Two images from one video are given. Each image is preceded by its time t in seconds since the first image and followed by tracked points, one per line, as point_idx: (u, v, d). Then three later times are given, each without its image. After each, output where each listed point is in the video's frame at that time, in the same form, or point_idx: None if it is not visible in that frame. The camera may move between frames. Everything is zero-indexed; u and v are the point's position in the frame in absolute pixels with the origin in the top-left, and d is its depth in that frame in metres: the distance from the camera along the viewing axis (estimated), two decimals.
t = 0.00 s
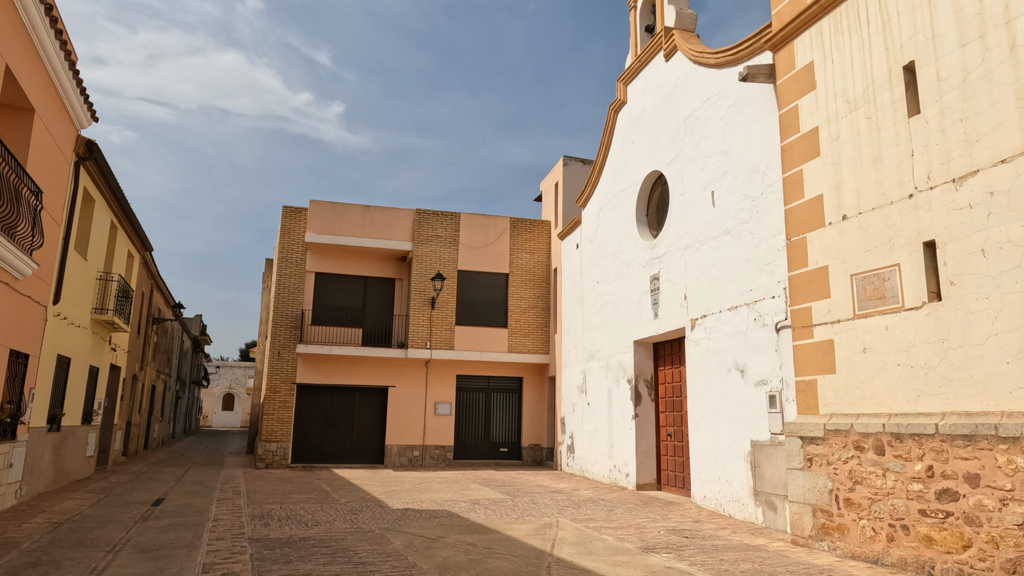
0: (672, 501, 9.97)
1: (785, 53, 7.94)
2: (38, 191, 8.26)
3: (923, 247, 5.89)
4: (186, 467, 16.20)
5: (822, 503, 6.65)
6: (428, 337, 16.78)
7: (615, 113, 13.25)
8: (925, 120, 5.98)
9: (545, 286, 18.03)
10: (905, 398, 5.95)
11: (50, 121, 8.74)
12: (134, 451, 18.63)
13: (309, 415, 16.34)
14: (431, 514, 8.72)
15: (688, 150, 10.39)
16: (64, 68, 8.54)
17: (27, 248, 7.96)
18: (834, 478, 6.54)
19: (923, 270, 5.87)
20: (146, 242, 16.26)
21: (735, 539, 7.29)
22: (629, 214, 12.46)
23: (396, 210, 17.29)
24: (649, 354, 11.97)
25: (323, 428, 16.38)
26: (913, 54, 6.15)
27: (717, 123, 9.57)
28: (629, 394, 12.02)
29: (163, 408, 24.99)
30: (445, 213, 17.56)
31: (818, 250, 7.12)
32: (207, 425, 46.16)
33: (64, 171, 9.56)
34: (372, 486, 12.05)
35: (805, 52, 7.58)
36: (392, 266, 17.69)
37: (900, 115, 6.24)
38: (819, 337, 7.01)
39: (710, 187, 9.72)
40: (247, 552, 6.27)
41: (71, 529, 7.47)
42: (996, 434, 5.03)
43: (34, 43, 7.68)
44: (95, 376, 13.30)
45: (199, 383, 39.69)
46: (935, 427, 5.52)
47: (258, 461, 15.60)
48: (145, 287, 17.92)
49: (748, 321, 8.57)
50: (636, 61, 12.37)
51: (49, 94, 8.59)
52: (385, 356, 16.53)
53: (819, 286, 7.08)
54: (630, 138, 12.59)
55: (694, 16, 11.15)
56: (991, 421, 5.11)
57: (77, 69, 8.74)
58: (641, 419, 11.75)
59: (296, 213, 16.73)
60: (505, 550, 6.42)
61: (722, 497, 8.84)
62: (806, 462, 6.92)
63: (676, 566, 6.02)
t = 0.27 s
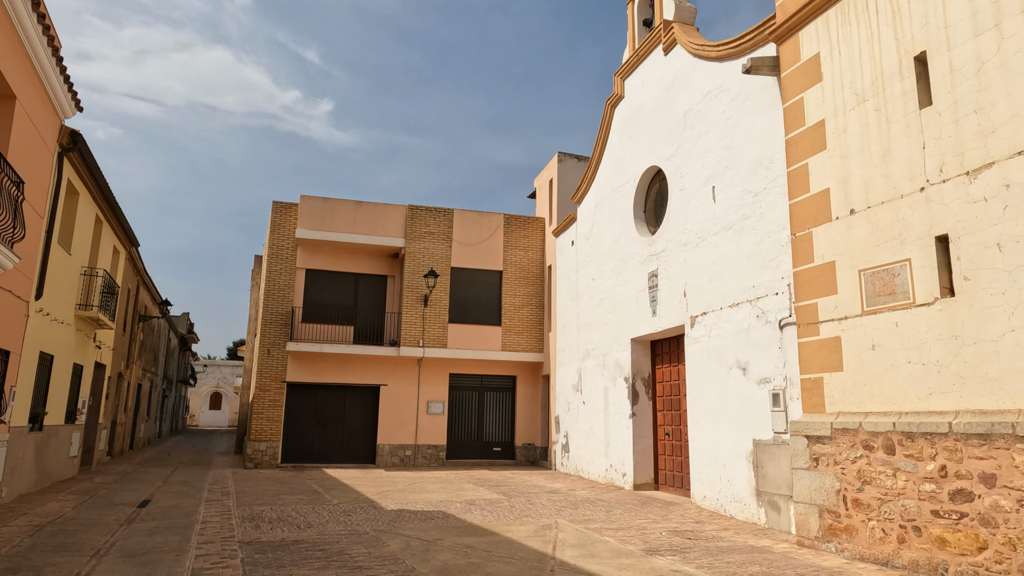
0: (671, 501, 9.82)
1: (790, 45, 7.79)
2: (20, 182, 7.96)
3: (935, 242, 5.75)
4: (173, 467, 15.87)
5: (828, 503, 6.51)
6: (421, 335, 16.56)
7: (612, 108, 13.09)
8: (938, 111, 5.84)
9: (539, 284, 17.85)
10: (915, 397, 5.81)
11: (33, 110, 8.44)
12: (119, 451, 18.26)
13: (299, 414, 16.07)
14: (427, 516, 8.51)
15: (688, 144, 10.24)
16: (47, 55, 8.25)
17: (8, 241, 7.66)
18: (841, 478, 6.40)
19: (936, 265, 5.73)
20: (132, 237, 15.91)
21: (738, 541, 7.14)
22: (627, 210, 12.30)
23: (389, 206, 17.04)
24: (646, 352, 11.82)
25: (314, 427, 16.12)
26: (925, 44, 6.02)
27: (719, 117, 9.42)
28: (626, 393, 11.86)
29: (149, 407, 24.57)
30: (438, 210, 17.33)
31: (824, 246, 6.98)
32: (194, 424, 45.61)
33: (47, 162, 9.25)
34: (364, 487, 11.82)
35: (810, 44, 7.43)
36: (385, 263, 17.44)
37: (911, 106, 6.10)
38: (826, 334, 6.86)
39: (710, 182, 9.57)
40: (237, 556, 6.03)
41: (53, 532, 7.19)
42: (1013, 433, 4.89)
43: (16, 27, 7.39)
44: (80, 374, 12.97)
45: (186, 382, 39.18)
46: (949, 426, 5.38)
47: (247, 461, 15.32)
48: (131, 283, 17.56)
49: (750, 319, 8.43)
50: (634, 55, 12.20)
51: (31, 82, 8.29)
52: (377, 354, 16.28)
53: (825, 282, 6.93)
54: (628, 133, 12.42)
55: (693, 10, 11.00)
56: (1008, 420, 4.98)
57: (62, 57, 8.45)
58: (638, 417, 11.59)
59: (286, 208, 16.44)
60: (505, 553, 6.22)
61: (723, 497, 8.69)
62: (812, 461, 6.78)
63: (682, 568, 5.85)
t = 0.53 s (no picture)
0: (667, 505, 9.67)
1: (791, 42, 7.67)
2: None
3: (944, 241, 5.65)
4: (156, 470, 15.50)
5: (832, 508, 6.39)
6: (411, 335, 16.32)
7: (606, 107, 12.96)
8: (947, 108, 5.73)
9: (530, 284, 17.68)
10: (924, 399, 5.69)
11: (12, 100, 8.12)
12: (99, 453, 17.82)
13: (286, 416, 15.76)
14: (419, 521, 8.29)
15: (685, 143, 10.12)
16: (28, 43, 7.94)
17: None
18: (846, 482, 6.28)
19: (945, 265, 5.62)
20: (115, 234, 15.53)
21: (739, 546, 7.00)
22: (622, 210, 12.16)
23: (378, 205, 16.80)
24: (641, 353, 11.69)
25: (301, 429, 15.82)
26: (933, 40, 5.91)
27: (718, 115, 9.30)
28: (621, 394, 11.71)
29: (131, 409, 24.08)
30: (429, 208, 17.10)
31: (828, 245, 6.86)
32: (177, 425, 44.93)
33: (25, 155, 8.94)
34: (353, 490, 11.56)
35: (813, 40, 7.32)
36: (374, 262, 17.18)
37: (919, 104, 5.99)
38: (829, 335, 6.74)
39: (709, 181, 9.45)
40: (224, 564, 5.77)
41: (30, 539, 6.89)
42: None
43: None
44: (59, 375, 12.61)
45: (169, 383, 38.57)
46: (959, 429, 5.27)
47: (232, 463, 15.01)
48: (113, 281, 17.15)
49: (749, 319, 8.31)
50: (630, 52, 12.07)
51: (10, 71, 7.97)
52: (366, 355, 16.02)
53: (829, 282, 6.81)
54: (623, 131, 12.29)
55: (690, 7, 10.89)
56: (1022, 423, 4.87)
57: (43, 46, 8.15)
58: (633, 419, 11.45)
59: (273, 206, 16.14)
60: (503, 560, 6.03)
61: (721, 501, 8.56)
62: (815, 465, 6.66)
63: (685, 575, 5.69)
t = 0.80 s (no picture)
0: (658, 508, 9.51)
1: (788, 37, 7.56)
2: None
3: (947, 239, 5.54)
4: (131, 473, 15.04)
5: (831, 511, 6.26)
6: (396, 335, 16.03)
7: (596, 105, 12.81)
8: (950, 104, 5.63)
9: (517, 284, 17.48)
10: (926, 400, 5.58)
11: None
12: (72, 456, 17.29)
13: (266, 418, 15.39)
14: (406, 525, 8.04)
15: (678, 140, 9.99)
16: None
17: None
18: (845, 484, 6.15)
19: (947, 262, 5.52)
20: (90, 230, 15.08)
21: (735, 550, 6.85)
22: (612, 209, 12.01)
23: (363, 202, 16.50)
24: (631, 354, 11.55)
25: (282, 431, 15.46)
26: (935, 34, 5.81)
27: (711, 112, 9.18)
28: (610, 395, 11.55)
29: (106, 410, 23.48)
30: (414, 207, 16.84)
31: (826, 243, 6.75)
32: (154, 427, 44.07)
33: None
34: (336, 493, 11.27)
35: (810, 35, 7.21)
36: (358, 261, 16.87)
37: (920, 99, 5.89)
38: (827, 335, 6.62)
39: (702, 179, 9.33)
40: (203, 572, 5.49)
41: None
42: None
43: None
44: (29, 374, 12.17)
45: (146, 384, 37.80)
46: (963, 430, 5.15)
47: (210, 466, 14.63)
48: (87, 279, 16.66)
49: (743, 319, 8.19)
50: (621, 49, 11.93)
51: None
52: (350, 355, 15.71)
53: (827, 281, 6.69)
54: (614, 129, 12.15)
55: (683, 4, 10.78)
56: None
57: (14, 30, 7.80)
58: (622, 421, 11.29)
59: (255, 202, 15.78)
60: (496, 566, 5.81)
61: (714, 504, 8.41)
62: (813, 467, 6.53)
63: None
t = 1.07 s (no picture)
0: (649, 513, 9.34)
1: (784, 35, 7.44)
2: None
3: (950, 239, 5.43)
4: (104, 478, 14.56)
5: (830, 517, 6.12)
6: (380, 337, 15.73)
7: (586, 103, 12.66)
8: (953, 102, 5.53)
9: (503, 285, 17.26)
10: (928, 403, 5.46)
11: None
12: (42, 460, 16.72)
13: (246, 421, 14.99)
14: (391, 532, 7.78)
15: (670, 139, 9.85)
16: None
17: None
18: (844, 490, 6.01)
19: (951, 263, 5.40)
20: (63, 226, 14.59)
21: (731, 557, 6.69)
22: (602, 209, 11.85)
23: (347, 201, 16.18)
24: (620, 356, 11.39)
25: (262, 434, 15.08)
26: (938, 31, 5.71)
27: (705, 111, 9.05)
28: (599, 398, 11.37)
29: (79, 413, 22.83)
30: (399, 206, 16.55)
31: (824, 244, 6.62)
32: (129, 430, 43.16)
33: None
34: (318, 499, 10.96)
35: (808, 33, 7.09)
36: (341, 261, 16.54)
37: (922, 97, 5.79)
38: (826, 337, 6.49)
39: (695, 179, 9.19)
40: None
41: None
42: None
43: None
44: None
45: (121, 386, 36.99)
46: (968, 435, 5.03)
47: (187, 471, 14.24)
48: (60, 277, 16.13)
49: (737, 321, 8.05)
50: (611, 47, 11.78)
51: None
52: (332, 357, 15.37)
53: (825, 282, 6.57)
54: (604, 128, 11.99)
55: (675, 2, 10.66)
56: None
57: None
58: (612, 424, 11.11)
59: (236, 200, 15.39)
60: None
61: (707, 509, 8.26)
62: (811, 472, 6.39)
63: None
